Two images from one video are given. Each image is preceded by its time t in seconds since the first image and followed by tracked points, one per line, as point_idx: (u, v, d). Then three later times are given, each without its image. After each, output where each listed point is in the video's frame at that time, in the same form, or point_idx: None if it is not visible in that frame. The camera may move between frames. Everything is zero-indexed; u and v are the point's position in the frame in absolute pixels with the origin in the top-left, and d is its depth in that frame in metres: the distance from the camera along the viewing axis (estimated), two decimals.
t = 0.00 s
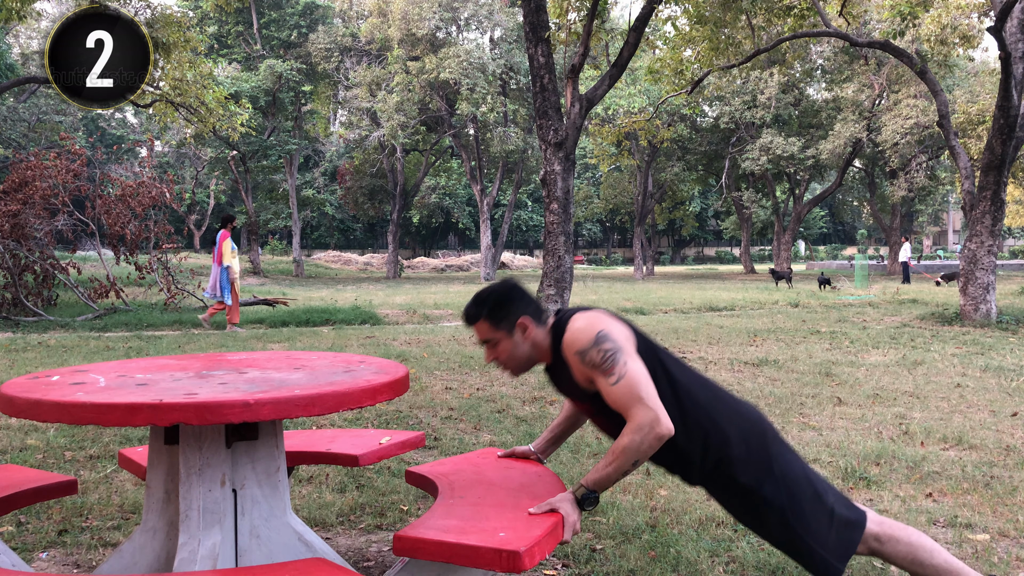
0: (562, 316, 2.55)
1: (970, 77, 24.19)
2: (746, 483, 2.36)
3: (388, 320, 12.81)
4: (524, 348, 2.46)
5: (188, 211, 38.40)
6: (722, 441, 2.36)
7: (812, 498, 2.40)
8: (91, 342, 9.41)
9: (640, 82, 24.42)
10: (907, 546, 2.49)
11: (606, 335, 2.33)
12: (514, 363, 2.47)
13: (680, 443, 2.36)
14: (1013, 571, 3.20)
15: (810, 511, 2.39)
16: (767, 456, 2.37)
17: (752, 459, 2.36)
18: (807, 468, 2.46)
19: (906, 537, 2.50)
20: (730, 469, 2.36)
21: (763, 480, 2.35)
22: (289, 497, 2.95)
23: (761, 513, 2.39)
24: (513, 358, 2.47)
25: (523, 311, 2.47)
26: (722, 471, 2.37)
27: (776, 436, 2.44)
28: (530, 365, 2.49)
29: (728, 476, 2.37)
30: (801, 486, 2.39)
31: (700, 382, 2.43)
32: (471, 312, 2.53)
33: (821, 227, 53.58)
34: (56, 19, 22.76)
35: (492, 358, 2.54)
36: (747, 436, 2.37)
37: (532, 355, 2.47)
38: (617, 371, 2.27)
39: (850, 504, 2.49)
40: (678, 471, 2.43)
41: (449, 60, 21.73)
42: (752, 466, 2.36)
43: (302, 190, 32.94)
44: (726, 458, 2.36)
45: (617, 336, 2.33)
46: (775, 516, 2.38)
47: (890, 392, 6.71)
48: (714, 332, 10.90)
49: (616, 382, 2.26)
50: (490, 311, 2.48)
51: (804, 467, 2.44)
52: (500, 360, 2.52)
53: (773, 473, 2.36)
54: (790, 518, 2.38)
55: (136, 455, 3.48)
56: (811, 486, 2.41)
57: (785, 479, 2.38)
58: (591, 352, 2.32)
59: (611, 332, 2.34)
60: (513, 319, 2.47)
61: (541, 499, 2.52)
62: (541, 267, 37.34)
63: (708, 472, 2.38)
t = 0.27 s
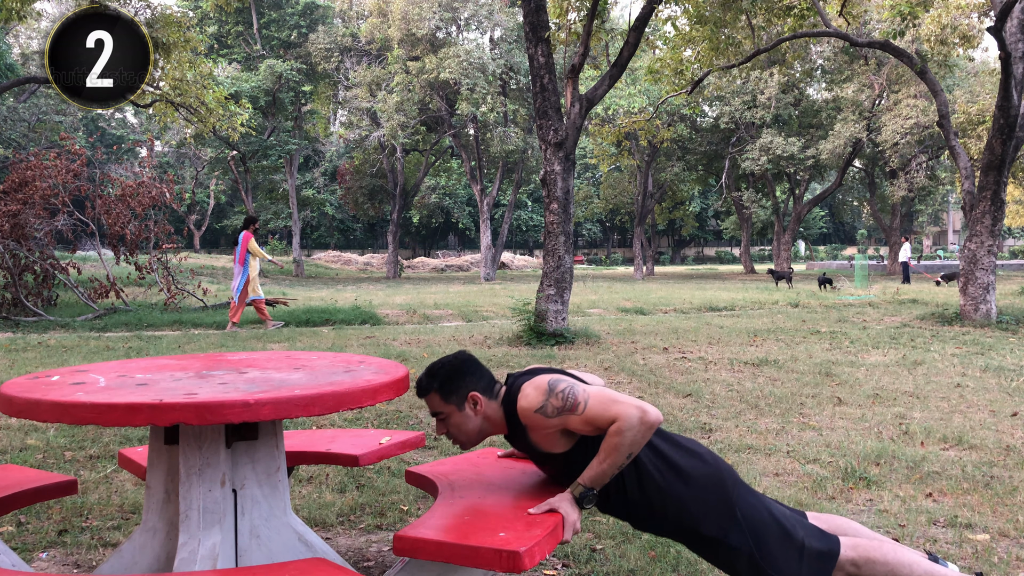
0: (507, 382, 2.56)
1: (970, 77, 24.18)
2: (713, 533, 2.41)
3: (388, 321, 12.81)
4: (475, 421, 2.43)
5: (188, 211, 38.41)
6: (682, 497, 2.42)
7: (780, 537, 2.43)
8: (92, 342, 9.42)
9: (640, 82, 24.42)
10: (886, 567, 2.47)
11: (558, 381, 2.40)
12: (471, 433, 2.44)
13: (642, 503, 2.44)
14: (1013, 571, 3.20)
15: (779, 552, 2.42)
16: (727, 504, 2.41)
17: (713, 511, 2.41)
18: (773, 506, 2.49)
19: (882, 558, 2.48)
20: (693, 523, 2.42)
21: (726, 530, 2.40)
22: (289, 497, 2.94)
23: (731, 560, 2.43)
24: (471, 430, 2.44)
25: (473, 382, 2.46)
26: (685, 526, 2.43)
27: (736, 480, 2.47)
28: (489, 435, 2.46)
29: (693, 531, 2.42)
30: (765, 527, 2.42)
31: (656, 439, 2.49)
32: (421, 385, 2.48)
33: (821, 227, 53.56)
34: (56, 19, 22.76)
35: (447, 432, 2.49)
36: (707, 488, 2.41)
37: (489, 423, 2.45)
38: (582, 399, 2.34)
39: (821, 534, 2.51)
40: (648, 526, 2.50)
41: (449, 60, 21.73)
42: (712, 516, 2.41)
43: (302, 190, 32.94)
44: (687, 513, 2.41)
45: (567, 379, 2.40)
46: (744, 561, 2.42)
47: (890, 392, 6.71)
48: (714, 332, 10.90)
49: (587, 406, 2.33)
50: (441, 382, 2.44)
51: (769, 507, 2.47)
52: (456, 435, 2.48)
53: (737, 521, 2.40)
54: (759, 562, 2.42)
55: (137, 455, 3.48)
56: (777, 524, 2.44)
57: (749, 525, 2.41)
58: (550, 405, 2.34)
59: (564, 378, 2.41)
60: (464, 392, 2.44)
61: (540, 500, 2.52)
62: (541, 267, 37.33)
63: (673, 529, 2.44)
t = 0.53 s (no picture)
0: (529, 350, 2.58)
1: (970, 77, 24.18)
2: (723, 513, 2.39)
3: (388, 320, 12.81)
4: (496, 380, 2.47)
5: (188, 211, 38.41)
6: (693, 476, 2.39)
7: (790, 523, 2.41)
8: (91, 342, 9.42)
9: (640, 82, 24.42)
10: (892, 559, 2.49)
11: (576, 358, 2.39)
12: (491, 391, 2.47)
13: (651, 483, 2.40)
14: (1014, 571, 3.20)
15: (789, 536, 2.40)
16: (739, 486, 2.39)
17: (724, 492, 2.38)
18: (784, 492, 2.47)
19: (889, 549, 2.50)
20: (704, 501, 2.39)
21: (737, 511, 2.38)
22: (289, 497, 2.95)
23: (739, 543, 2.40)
24: (488, 389, 2.47)
25: (493, 342, 2.49)
26: (696, 505, 2.40)
27: (749, 463, 2.46)
28: (506, 395, 2.50)
29: (703, 510, 2.40)
30: (776, 511, 2.40)
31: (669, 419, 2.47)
32: (444, 343, 2.53)
33: (821, 227, 53.56)
34: (56, 19, 22.74)
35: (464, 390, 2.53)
36: (719, 468, 2.39)
37: (505, 386, 2.48)
38: (595, 386, 2.32)
39: (830, 522, 2.49)
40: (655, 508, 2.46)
41: (449, 60, 21.73)
42: (724, 496, 2.39)
43: (302, 190, 32.94)
44: (698, 492, 2.39)
45: (588, 361, 2.38)
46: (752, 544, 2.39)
47: (889, 392, 6.71)
48: (714, 332, 10.90)
49: (598, 396, 2.31)
50: (461, 343, 2.49)
51: (780, 491, 2.45)
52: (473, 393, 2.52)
53: (749, 501, 2.38)
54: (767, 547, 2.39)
55: (136, 455, 3.48)
56: (788, 509, 2.42)
57: (759, 509, 2.39)
58: (563, 379, 2.35)
59: (583, 357, 2.40)
60: (484, 351, 2.48)
61: (540, 500, 2.52)
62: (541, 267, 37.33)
63: (682, 507, 2.41)
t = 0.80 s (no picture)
0: (596, 276, 2.58)
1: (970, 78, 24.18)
2: (769, 457, 2.46)
3: (388, 320, 12.81)
4: (562, 298, 2.49)
5: (188, 211, 38.42)
6: (747, 416, 2.46)
7: (832, 477, 2.49)
8: (91, 342, 9.41)
9: (640, 82, 24.43)
10: (918, 536, 2.61)
11: (634, 307, 2.36)
12: (553, 312, 2.50)
13: (703, 416, 2.46)
14: (1014, 571, 3.20)
15: (828, 490, 2.49)
16: (790, 433, 2.47)
17: (774, 437, 2.45)
18: (829, 449, 2.56)
19: (916, 527, 2.62)
20: (754, 441, 2.46)
21: (783, 455, 2.45)
22: (289, 498, 2.94)
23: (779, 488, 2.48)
24: (548, 308, 2.50)
25: (556, 261, 2.51)
26: (745, 443, 2.46)
27: (803, 414, 2.54)
28: (564, 317, 2.52)
29: (751, 445, 2.46)
30: (821, 463, 2.48)
31: (729, 358, 2.53)
32: (508, 263, 2.54)
33: (821, 227, 53.54)
34: (56, 19, 22.76)
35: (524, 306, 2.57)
36: (773, 414, 2.46)
37: (561, 311, 2.50)
38: (636, 343, 2.32)
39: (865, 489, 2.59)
40: (700, 441, 2.53)
41: (449, 60, 21.73)
42: (774, 437, 2.46)
43: (302, 189, 32.95)
44: (748, 431, 2.46)
45: (645, 310, 2.36)
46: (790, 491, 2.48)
47: (890, 392, 6.71)
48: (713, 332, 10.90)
49: (631, 356, 2.31)
50: (524, 266, 2.50)
51: (826, 447, 2.53)
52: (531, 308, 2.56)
53: (797, 447, 2.46)
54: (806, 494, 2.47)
55: (136, 455, 3.48)
56: (832, 464, 2.50)
57: (805, 459, 2.47)
58: (615, 321, 2.36)
59: (640, 306, 2.36)
60: (549, 269, 2.49)
61: (540, 499, 2.52)
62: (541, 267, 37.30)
63: (731, 443, 2.48)
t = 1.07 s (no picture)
0: (632, 256, 2.59)
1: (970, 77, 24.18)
2: (803, 428, 2.55)
3: (388, 320, 12.81)
4: (598, 277, 2.53)
5: (188, 211, 38.43)
6: (784, 388, 2.54)
7: (862, 456, 2.58)
8: (91, 341, 9.42)
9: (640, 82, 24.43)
10: (937, 527, 2.66)
11: (662, 299, 2.38)
12: (588, 292, 2.54)
13: (741, 384, 2.55)
14: (1013, 570, 3.20)
15: (857, 467, 2.58)
16: (826, 406, 2.55)
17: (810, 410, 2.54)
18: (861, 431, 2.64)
19: (937, 517, 2.68)
20: (790, 411, 2.55)
21: (817, 428, 2.55)
22: (289, 498, 2.94)
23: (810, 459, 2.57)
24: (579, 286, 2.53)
25: (594, 241, 2.51)
26: (782, 412, 2.56)
27: (841, 395, 2.62)
28: (594, 296, 2.57)
29: (787, 416, 2.55)
30: (853, 441, 2.57)
31: (776, 333, 2.61)
32: (542, 243, 2.53)
33: (821, 227, 53.54)
34: (56, 19, 22.78)
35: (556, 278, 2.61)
36: (812, 388, 2.55)
37: (589, 290, 2.55)
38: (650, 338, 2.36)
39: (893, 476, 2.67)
40: (734, 408, 2.62)
41: (449, 60, 21.73)
42: (812, 411, 2.54)
43: (302, 189, 32.95)
44: (785, 402, 2.55)
45: (674, 302, 2.38)
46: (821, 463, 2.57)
47: (890, 392, 6.71)
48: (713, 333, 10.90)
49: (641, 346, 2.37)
50: (561, 245, 2.49)
51: (860, 429, 2.62)
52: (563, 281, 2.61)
53: (832, 423, 2.55)
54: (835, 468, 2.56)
55: (135, 456, 3.48)
56: (863, 444, 2.60)
57: (838, 435, 2.55)
58: (638, 310, 2.39)
59: (669, 299, 2.38)
60: (587, 247, 2.51)
61: (540, 499, 2.52)
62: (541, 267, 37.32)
63: (768, 410, 2.57)
